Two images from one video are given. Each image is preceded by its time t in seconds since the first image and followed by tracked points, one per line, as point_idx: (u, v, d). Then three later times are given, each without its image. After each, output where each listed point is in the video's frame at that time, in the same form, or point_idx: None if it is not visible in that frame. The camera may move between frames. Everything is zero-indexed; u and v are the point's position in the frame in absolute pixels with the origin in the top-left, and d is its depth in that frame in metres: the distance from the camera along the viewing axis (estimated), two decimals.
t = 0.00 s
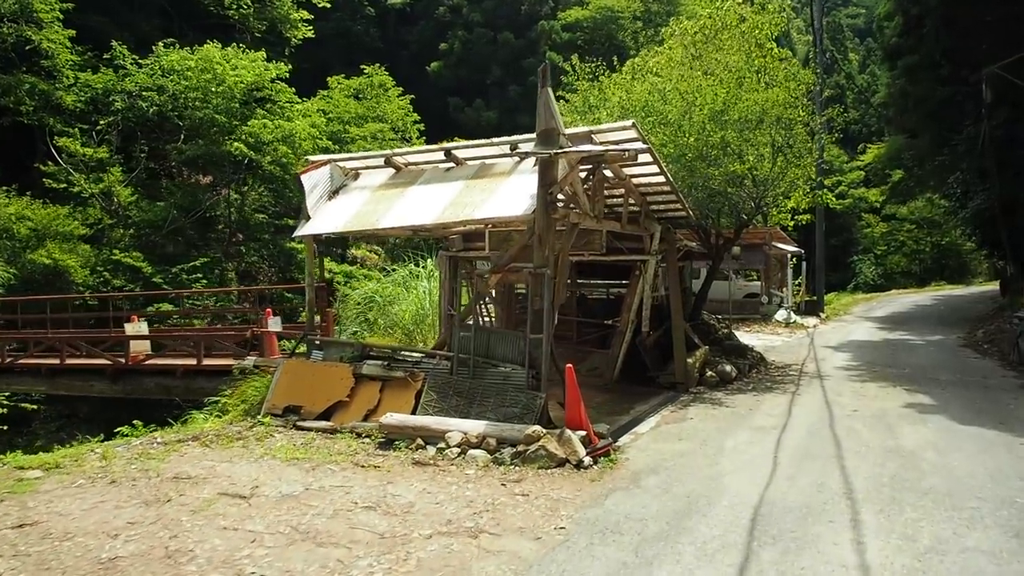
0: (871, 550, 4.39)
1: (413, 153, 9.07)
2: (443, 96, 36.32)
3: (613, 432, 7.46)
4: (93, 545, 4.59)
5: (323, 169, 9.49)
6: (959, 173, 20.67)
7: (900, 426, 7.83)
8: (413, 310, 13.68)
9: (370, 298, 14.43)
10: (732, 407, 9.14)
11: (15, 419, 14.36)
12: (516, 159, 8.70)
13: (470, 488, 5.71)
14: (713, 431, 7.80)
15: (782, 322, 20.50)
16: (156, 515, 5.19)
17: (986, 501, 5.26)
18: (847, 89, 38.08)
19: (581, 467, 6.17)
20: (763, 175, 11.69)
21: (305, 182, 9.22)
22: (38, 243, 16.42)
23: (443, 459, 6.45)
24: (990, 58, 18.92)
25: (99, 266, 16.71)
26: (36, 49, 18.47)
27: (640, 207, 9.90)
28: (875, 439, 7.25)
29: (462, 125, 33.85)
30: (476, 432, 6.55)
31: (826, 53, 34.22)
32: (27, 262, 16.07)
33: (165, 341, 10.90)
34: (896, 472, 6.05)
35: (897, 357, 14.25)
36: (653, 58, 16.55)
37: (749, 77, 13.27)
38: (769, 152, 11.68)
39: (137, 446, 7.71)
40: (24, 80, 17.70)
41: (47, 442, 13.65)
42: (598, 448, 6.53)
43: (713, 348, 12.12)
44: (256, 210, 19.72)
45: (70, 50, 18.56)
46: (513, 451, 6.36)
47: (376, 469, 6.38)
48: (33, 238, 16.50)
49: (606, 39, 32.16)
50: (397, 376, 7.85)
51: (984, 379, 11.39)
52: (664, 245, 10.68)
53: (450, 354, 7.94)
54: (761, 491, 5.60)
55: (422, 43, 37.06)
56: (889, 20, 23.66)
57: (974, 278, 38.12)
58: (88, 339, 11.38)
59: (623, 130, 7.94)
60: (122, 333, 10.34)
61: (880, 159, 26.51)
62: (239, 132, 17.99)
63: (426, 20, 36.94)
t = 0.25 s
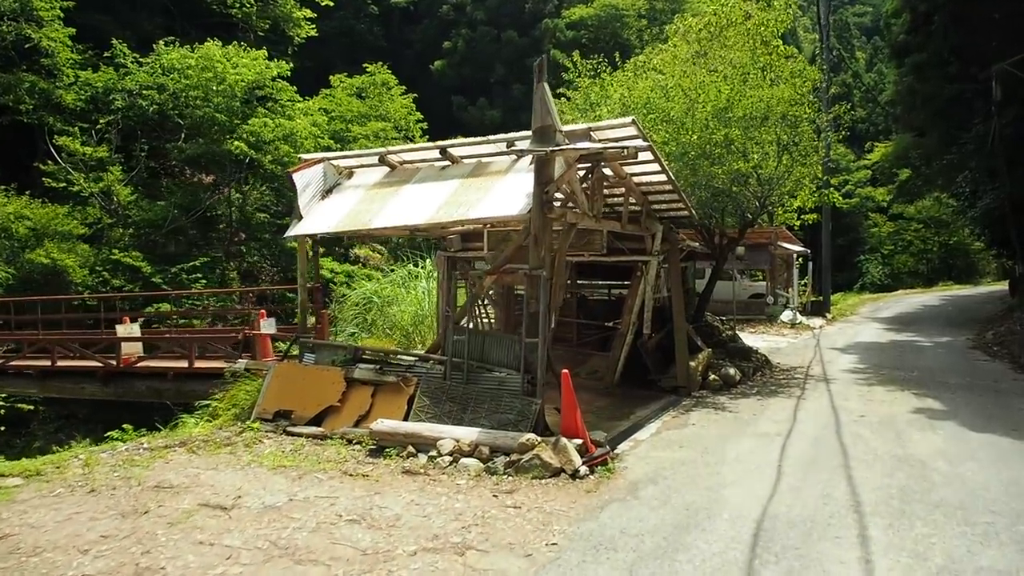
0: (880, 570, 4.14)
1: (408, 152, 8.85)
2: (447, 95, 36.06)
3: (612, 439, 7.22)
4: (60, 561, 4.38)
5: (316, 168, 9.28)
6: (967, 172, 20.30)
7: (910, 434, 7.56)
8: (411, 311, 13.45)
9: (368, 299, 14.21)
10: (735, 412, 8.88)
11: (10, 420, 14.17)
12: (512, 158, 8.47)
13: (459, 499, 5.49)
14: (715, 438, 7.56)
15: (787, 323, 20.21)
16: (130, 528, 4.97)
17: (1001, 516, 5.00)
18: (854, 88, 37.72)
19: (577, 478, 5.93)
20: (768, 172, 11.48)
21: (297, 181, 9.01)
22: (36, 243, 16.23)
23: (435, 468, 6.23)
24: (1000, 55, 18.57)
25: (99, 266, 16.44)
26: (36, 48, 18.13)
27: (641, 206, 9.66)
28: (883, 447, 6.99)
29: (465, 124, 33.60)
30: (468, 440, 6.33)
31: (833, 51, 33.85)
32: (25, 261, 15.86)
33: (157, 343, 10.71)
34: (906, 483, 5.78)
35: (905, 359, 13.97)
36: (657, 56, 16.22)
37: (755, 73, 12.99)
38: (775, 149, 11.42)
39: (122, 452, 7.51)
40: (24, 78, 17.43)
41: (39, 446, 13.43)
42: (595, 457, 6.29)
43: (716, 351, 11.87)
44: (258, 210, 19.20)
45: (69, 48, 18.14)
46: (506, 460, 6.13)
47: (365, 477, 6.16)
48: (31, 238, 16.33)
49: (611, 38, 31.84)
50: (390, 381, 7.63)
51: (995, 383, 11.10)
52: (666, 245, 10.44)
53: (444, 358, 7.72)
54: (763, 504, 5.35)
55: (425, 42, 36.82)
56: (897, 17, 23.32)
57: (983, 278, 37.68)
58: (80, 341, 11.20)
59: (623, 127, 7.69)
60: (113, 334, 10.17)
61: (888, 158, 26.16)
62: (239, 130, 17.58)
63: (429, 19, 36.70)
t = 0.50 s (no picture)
0: None
1: (400, 148, 8.64)
2: (449, 94, 35.84)
3: (607, 444, 7.00)
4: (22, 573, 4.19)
5: (307, 165, 9.08)
6: (973, 171, 19.99)
7: (915, 438, 7.32)
8: (407, 312, 13.24)
9: (364, 299, 14.02)
10: (735, 416, 8.66)
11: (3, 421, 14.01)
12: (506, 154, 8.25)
13: (444, 507, 5.28)
14: (714, 442, 7.33)
15: (791, 324, 19.97)
16: (99, 538, 4.78)
17: (1011, 527, 4.75)
18: (860, 87, 37.41)
19: (569, 485, 5.71)
20: (769, 171, 11.20)
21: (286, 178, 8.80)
22: (33, 242, 15.87)
23: (421, 473, 6.02)
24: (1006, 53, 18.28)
25: (96, 266, 16.19)
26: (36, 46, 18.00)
27: (639, 203, 9.42)
28: (888, 453, 6.75)
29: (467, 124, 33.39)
30: (456, 445, 6.12)
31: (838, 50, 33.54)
32: (23, 261, 15.58)
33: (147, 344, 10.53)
34: (912, 491, 5.56)
35: (910, 361, 13.71)
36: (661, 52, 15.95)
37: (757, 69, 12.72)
38: (777, 147, 11.16)
39: (104, 456, 7.31)
40: (22, 76, 17.19)
41: (33, 447, 13.29)
42: (588, 464, 6.07)
43: (717, 352, 11.63)
44: (258, 210, 18.82)
45: (68, 47, 17.95)
46: (497, 466, 5.91)
47: (349, 483, 5.96)
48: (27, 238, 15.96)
49: (614, 37, 31.56)
50: (379, 384, 7.43)
51: (1003, 385, 10.84)
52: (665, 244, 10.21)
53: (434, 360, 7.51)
54: (761, 513, 5.12)
55: (427, 41, 36.62)
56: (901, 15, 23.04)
57: (988, 278, 37.37)
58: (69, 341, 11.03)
59: (618, 123, 7.46)
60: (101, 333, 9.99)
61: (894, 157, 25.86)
62: (239, 130, 17.29)
63: (432, 18, 36.51)
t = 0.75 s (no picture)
0: None
1: (390, 145, 8.43)
2: (451, 94, 35.61)
3: (600, 449, 6.78)
4: None
5: (296, 163, 8.89)
6: (979, 171, 19.72)
7: (920, 443, 7.08)
8: (402, 312, 13.04)
9: (359, 299, 13.82)
10: (734, 419, 8.42)
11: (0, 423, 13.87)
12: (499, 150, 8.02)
13: (425, 516, 5.06)
14: (711, 447, 7.11)
15: (794, 325, 19.71)
16: (64, 549, 4.58)
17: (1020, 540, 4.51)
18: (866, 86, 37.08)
19: (557, 492, 5.50)
20: (770, 169, 10.96)
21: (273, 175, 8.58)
22: (30, 242, 15.60)
23: (405, 479, 5.82)
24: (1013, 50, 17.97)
25: (94, 266, 15.96)
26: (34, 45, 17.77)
27: (636, 201, 9.19)
28: (891, 459, 6.51)
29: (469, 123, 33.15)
30: (442, 451, 5.91)
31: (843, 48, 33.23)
32: (19, 261, 15.35)
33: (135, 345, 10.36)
34: (916, 500, 5.32)
35: (915, 363, 13.44)
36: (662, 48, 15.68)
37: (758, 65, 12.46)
38: (778, 144, 10.91)
39: (84, 461, 7.11)
40: (20, 75, 16.93)
41: (24, 449, 13.13)
42: (579, 471, 5.85)
43: (717, 354, 11.39)
44: (259, 209, 18.66)
45: (67, 46, 17.76)
46: (484, 472, 5.70)
47: (330, 489, 5.75)
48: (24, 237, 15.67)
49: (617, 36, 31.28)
50: (366, 386, 7.24)
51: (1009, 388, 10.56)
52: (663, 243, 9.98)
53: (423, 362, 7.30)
54: (757, 523, 4.90)
55: (430, 40, 36.40)
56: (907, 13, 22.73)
57: (995, 279, 36.96)
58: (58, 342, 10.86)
59: (613, 118, 7.24)
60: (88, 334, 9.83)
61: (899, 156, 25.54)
62: (238, 128, 17.09)
63: (434, 17, 36.31)
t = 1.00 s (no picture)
0: None
1: (382, 143, 8.25)
2: (453, 94, 35.40)
3: (594, 455, 6.58)
4: None
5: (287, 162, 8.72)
6: (986, 170, 19.47)
7: (924, 450, 6.87)
8: (398, 313, 12.87)
9: (355, 300, 13.65)
10: (734, 424, 8.21)
11: None
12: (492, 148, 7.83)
13: (408, 526, 4.88)
14: (710, 453, 6.91)
15: (798, 326, 19.46)
16: (31, 560, 4.41)
17: None
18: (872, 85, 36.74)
19: (547, 501, 5.31)
20: (771, 167, 10.75)
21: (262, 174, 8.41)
22: (27, 242, 15.45)
23: (391, 487, 5.63)
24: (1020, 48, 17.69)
25: (91, 266, 15.79)
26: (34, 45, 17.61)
27: (634, 200, 8.98)
28: (894, 467, 6.30)
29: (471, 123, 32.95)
30: (430, 458, 5.73)
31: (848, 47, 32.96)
32: (16, 262, 15.21)
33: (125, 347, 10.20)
34: (920, 510, 5.11)
35: (921, 365, 13.19)
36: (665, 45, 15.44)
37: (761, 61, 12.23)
38: (779, 142, 10.70)
39: (66, 466, 6.93)
40: (18, 75, 16.78)
41: (18, 451, 12.98)
42: (570, 479, 5.65)
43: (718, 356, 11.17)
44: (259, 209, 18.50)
45: (67, 46, 17.62)
46: (472, 480, 5.51)
47: (314, 498, 5.57)
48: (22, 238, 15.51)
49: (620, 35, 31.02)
50: (354, 391, 7.05)
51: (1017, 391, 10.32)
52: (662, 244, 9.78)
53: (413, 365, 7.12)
54: (755, 536, 4.69)
55: (432, 40, 36.21)
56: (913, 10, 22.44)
57: (1002, 279, 36.54)
58: (48, 344, 10.71)
59: (608, 114, 7.05)
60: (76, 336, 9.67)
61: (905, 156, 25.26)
62: (238, 128, 16.93)
63: (437, 17, 36.14)
